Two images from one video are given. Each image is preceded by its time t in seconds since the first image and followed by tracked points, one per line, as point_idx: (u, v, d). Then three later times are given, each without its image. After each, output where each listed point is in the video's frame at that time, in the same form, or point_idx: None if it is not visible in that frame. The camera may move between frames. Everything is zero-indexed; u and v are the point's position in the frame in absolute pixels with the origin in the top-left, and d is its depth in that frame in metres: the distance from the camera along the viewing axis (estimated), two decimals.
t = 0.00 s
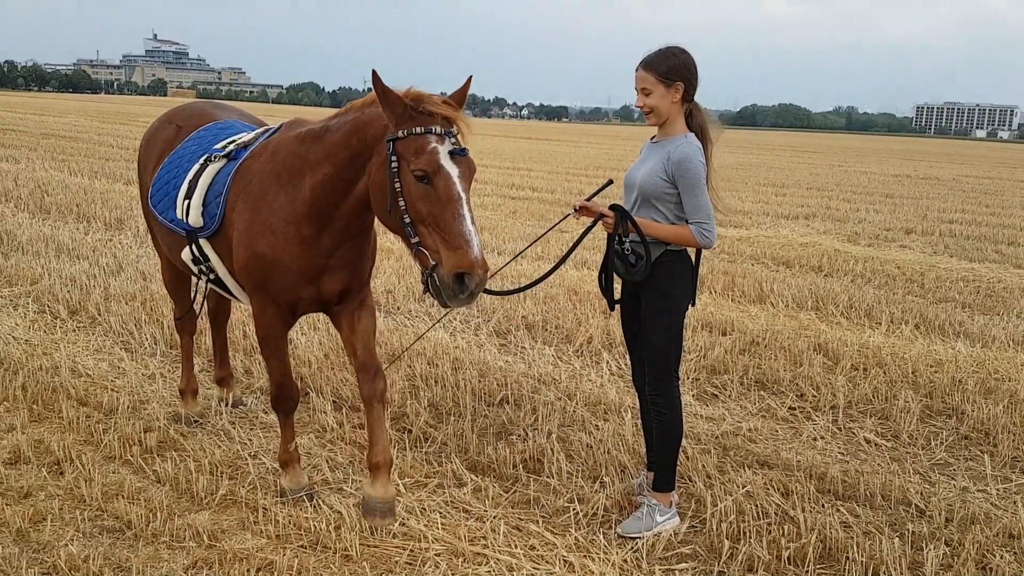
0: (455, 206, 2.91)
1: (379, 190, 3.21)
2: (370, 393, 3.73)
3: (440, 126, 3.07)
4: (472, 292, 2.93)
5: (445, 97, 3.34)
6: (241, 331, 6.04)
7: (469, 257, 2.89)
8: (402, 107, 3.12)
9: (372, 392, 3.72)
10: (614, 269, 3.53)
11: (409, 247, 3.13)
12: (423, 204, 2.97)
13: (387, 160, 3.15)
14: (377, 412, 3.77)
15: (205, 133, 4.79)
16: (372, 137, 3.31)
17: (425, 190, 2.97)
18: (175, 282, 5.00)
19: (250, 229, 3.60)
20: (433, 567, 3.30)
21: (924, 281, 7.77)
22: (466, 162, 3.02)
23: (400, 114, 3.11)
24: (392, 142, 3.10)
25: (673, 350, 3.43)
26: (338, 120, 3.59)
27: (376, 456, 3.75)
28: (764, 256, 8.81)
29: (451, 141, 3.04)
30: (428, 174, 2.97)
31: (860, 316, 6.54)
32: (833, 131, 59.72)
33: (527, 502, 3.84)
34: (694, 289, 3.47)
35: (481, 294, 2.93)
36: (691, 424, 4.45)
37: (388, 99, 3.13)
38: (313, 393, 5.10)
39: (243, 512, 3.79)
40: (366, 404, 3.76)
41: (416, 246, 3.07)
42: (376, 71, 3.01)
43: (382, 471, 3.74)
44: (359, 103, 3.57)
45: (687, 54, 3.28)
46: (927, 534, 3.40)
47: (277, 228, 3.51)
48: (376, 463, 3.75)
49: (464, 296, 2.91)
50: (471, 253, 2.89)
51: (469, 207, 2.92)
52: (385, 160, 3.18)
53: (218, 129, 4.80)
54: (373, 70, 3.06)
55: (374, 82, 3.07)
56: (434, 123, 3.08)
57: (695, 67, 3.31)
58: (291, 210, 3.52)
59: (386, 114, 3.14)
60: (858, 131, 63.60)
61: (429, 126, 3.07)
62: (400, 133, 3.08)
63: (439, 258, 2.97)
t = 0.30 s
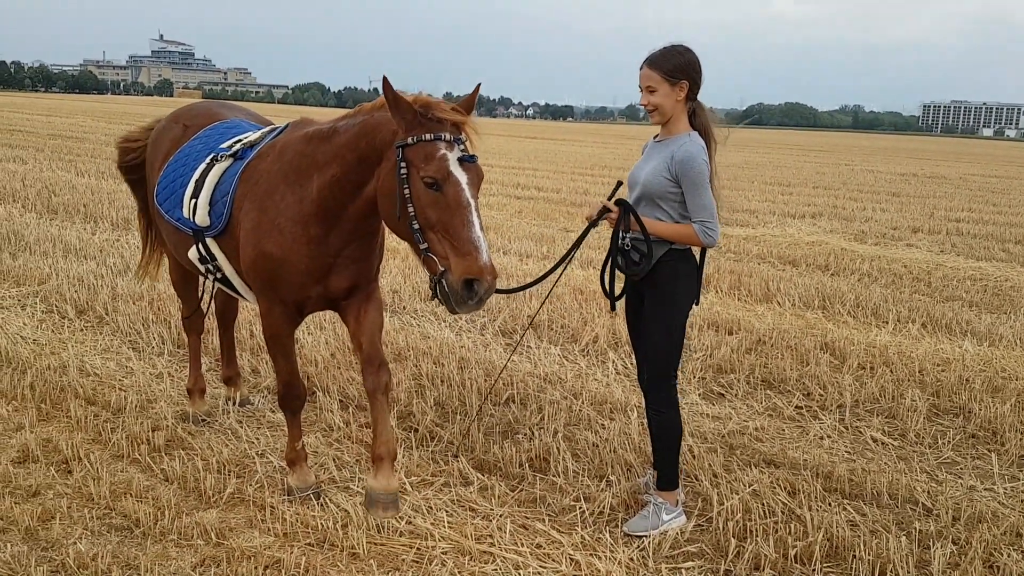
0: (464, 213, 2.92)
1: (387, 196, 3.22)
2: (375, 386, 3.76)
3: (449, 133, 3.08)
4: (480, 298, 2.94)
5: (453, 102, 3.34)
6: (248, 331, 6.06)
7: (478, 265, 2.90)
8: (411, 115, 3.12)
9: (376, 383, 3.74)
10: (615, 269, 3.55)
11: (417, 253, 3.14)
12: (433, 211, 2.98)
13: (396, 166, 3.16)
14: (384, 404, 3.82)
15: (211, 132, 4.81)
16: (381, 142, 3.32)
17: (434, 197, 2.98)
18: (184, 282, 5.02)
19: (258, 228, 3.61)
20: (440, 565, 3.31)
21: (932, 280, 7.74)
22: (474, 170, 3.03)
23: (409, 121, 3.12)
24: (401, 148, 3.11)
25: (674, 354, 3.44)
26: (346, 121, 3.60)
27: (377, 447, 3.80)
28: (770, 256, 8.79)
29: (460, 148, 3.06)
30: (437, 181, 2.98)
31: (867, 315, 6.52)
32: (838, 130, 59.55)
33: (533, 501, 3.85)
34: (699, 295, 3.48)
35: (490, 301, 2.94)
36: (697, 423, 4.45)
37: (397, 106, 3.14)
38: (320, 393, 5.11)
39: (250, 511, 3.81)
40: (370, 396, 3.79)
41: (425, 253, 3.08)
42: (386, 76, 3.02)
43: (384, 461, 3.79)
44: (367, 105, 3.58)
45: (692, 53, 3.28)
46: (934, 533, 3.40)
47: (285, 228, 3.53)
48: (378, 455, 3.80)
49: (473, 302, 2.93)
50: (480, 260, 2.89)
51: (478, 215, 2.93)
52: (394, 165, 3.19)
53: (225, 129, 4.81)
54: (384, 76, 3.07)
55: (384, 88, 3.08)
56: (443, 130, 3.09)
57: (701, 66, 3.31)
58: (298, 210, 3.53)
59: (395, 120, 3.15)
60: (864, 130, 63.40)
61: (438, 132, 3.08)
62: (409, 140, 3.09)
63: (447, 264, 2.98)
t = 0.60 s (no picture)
0: (478, 215, 2.93)
1: (402, 199, 3.24)
2: (379, 406, 3.78)
3: (462, 136, 3.10)
4: (495, 299, 2.95)
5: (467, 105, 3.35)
6: (262, 330, 6.11)
7: (492, 266, 2.91)
8: (426, 117, 3.15)
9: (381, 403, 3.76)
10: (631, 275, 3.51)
11: (432, 255, 3.16)
12: (447, 213, 3.00)
13: (410, 169, 3.18)
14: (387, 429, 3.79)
15: (226, 133, 4.85)
16: (393, 144, 3.33)
17: (448, 199, 3.00)
18: (199, 282, 5.05)
19: (270, 228, 3.64)
20: (453, 564, 3.32)
21: (947, 280, 7.70)
22: (488, 172, 3.04)
23: (424, 124, 3.15)
24: (414, 151, 3.13)
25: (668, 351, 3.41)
26: (359, 122, 3.61)
27: (380, 471, 3.71)
28: (783, 255, 8.77)
29: (474, 151, 3.07)
30: (451, 184, 3.00)
31: (882, 315, 6.50)
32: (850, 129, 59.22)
33: (546, 500, 3.87)
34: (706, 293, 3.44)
35: (504, 302, 2.95)
36: (710, 423, 4.45)
37: (411, 109, 3.16)
38: (334, 391, 5.15)
39: (265, 509, 3.84)
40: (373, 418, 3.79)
41: (439, 255, 3.09)
42: (399, 79, 3.03)
43: (388, 484, 3.70)
44: (380, 106, 3.59)
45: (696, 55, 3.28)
46: (949, 533, 3.38)
47: (296, 228, 3.55)
48: (382, 478, 3.71)
49: (487, 303, 2.94)
50: (494, 262, 2.91)
51: (492, 217, 2.95)
52: (408, 168, 3.21)
53: (239, 130, 4.85)
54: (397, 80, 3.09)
55: (399, 92, 3.10)
56: (456, 133, 3.10)
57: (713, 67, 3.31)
58: (310, 210, 3.56)
59: (410, 124, 3.18)
60: (876, 129, 63.01)
61: (452, 135, 3.09)
62: (423, 143, 3.11)
63: (462, 266, 2.99)
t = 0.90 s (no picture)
0: (486, 223, 2.95)
1: (414, 201, 3.26)
2: (389, 408, 3.87)
3: (477, 141, 3.10)
4: (496, 307, 2.98)
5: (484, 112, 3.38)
6: (278, 328, 6.15)
7: (496, 274, 2.93)
8: (442, 121, 3.16)
9: (393, 404, 3.86)
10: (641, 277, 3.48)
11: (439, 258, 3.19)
12: (455, 218, 3.02)
13: (424, 172, 3.20)
14: (396, 423, 3.89)
15: (243, 132, 4.89)
16: (411, 148, 3.36)
17: (457, 205, 3.01)
18: (218, 279, 5.10)
19: (288, 225, 3.66)
20: (469, 560, 3.34)
21: (964, 279, 7.65)
22: (501, 179, 3.05)
23: (440, 127, 3.16)
24: (430, 154, 3.14)
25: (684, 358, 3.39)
26: (377, 123, 3.63)
27: (393, 466, 3.84)
28: (799, 254, 8.74)
29: (487, 157, 3.07)
30: (461, 190, 3.01)
31: (898, 314, 6.47)
32: (863, 127, 58.83)
33: (561, 498, 3.88)
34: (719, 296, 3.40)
35: (505, 310, 2.97)
36: (726, 421, 4.45)
37: (428, 111, 3.16)
38: (350, 389, 5.18)
39: (282, 505, 3.88)
40: (384, 418, 3.89)
41: (446, 258, 3.12)
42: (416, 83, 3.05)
43: (402, 478, 3.83)
44: (398, 108, 3.61)
45: (690, 69, 3.21)
46: (966, 532, 3.37)
47: (315, 226, 3.58)
48: (395, 473, 3.84)
49: (489, 310, 2.97)
50: (498, 270, 2.92)
51: (500, 224, 2.96)
52: (422, 172, 3.22)
53: (256, 128, 4.89)
54: (415, 83, 3.11)
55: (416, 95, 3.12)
56: (471, 139, 3.11)
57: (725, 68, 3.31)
58: (329, 209, 3.58)
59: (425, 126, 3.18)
60: (890, 127, 62.55)
61: (466, 141, 3.10)
62: (437, 146, 3.12)
63: (467, 272, 3.02)
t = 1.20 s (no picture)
0: (500, 226, 2.96)
1: (430, 205, 3.29)
2: (401, 407, 3.91)
3: (492, 145, 3.12)
4: (512, 310, 2.99)
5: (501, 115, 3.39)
6: (292, 326, 6.20)
7: (511, 278, 2.94)
8: (457, 126, 3.17)
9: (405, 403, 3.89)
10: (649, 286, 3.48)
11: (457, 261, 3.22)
12: (470, 222, 3.04)
13: (439, 176, 3.23)
14: (407, 421, 3.93)
15: (260, 129, 4.93)
16: (429, 153, 3.37)
17: (472, 209, 3.04)
18: (233, 277, 5.14)
19: (309, 224, 3.70)
20: (482, 556, 3.37)
21: (978, 277, 7.62)
22: (516, 183, 3.06)
23: (454, 131, 3.17)
24: (445, 158, 3.16)
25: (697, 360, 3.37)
26: (396, 124, 3.64)
27: (405, 463, 3.88)
28: (811, 252, 8.72)
29: (502, 160, 3.09)
30: (476, 193, 3.03)
31: (911, 312, 6.46)
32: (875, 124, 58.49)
33: (574, 495, 3.90)
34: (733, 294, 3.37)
35: (521, 314, 2.98)
36: (738, 420, 4.46)
37: (442, 116, 3.18)
38: (363, 386, 5.22)
39: (297, 500, 3.91)
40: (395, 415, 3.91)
41: (462, 262, 3.14)
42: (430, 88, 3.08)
43: (414, 476, 3.87)
44: (417, 109, 3.61)
45: (676, 102, 3.09)
46: (980, 531, 3.38)
47: (335, 225, 3.61)
48: (405, 472, 3.87)
49: (504, 314, 2.98)
50: (513, 273, 2.93)
51: (515, 228, 2.97)
52: (437, 176, 3.24)
53: (273, 126, 4.93)
54: (429, 89, 3.14)
55: (431, 100, 3.15)
56: (486, 142, 3.13)
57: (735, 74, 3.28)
58: (349, 209, 3.61)
59: (440, 130, 3.21)
60: (901, 124, 62.19)
61: (481, 145, 3.12)
62: (452, 151, 3.15)
63: (483, 276, 3.04)
